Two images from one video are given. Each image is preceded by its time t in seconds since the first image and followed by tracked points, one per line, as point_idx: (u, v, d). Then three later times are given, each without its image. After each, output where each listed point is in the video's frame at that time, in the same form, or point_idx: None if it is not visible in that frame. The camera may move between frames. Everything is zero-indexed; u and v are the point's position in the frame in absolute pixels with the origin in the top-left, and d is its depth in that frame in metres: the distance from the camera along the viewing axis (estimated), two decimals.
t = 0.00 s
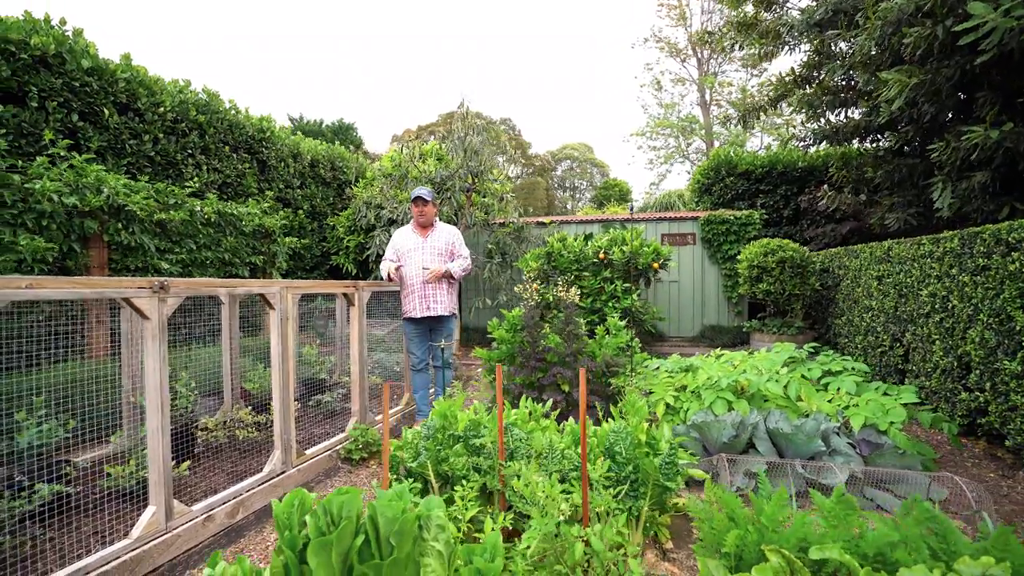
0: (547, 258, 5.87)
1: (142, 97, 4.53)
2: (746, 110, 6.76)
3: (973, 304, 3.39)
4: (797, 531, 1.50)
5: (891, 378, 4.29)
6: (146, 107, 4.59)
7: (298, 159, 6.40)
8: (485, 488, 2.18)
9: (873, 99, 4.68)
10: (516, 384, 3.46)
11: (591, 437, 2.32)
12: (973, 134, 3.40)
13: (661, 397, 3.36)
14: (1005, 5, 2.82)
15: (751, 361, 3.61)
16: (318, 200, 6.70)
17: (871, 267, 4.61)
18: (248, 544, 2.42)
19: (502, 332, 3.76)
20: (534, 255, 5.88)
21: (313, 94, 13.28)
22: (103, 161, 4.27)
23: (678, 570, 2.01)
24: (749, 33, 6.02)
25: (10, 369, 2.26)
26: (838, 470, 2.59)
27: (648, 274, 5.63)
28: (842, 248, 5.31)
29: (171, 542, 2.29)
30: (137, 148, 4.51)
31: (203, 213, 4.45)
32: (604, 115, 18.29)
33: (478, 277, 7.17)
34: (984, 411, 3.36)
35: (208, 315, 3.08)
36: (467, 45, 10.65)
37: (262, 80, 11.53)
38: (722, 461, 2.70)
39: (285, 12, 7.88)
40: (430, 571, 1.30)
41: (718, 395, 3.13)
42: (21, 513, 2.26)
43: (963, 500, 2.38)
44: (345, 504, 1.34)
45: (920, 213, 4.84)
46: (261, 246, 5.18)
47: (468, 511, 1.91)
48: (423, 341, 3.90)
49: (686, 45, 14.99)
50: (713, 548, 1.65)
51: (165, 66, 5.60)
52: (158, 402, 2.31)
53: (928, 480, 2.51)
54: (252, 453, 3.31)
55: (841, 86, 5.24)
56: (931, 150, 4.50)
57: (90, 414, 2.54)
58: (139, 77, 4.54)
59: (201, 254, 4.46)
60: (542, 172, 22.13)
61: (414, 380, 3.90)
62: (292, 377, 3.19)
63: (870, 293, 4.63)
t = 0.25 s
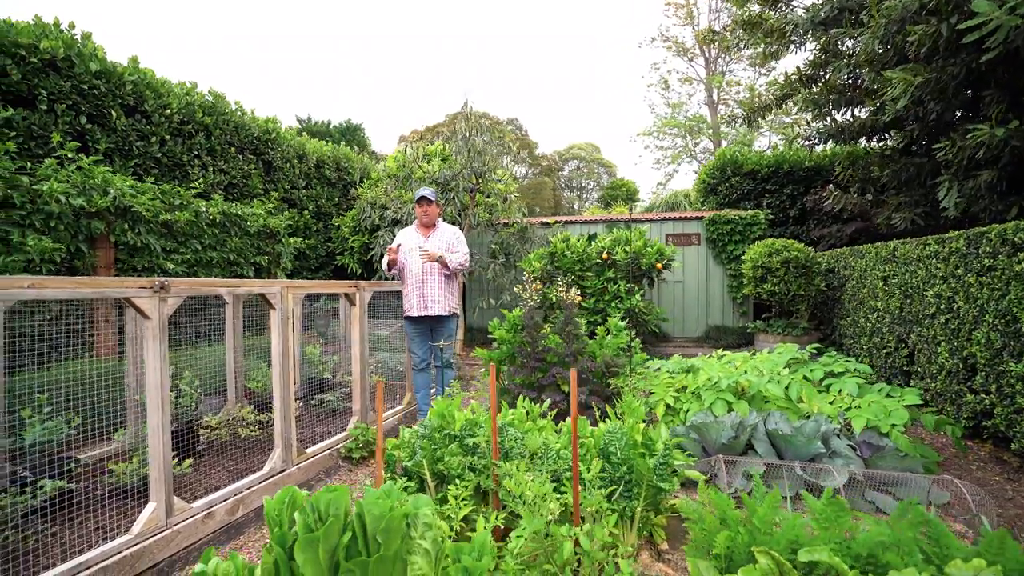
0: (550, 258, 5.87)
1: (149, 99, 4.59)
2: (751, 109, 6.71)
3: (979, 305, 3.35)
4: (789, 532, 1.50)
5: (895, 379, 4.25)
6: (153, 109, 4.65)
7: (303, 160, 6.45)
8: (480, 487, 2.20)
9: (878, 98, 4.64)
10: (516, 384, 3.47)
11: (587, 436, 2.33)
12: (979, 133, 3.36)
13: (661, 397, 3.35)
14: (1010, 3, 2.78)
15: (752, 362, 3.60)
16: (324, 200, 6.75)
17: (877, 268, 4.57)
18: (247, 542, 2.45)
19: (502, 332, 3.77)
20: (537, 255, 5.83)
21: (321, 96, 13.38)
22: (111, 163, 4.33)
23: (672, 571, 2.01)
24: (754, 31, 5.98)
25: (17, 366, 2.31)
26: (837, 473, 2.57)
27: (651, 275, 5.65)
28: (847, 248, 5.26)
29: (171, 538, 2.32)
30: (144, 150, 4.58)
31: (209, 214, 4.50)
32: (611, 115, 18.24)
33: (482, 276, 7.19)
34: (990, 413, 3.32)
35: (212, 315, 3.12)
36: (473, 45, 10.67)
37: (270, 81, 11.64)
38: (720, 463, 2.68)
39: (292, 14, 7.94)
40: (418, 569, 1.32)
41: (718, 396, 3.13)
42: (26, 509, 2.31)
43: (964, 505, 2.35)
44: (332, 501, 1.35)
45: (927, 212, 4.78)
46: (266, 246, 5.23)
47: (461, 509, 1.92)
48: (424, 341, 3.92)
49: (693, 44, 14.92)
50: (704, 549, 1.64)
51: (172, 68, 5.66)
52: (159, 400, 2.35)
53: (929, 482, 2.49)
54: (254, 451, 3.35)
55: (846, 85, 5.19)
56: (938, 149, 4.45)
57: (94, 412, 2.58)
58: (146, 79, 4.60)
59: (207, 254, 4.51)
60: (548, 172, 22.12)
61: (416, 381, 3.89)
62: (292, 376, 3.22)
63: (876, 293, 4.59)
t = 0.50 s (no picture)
0: (552, 258, 5.87)
1: (153, 101, 4.64)
2: (754, 108, 6.67)
3: (982, 305, 3.31)
4: (776, 532, 1.48)
5: (899, 380, 4.22)
6: (158, 110, 4.71)
7: (307, 161, 6.49)
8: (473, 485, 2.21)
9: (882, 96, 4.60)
10: (514, 384, 3.48)
11: (581, 435, 2.33)
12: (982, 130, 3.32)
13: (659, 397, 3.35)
14: None
15: (752, 362, 3.58)
16: (327, 200, 6.79)
17: (880, 267, 4.53)
18: (244, 538, 2.49)
19: (500, 331, 3.78)
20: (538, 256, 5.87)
21: (327, 97, 13.46)
22: (116, 164, 4.38)
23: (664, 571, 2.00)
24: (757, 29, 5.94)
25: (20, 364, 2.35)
26: (833, 475, 2.55)
27: (653, 274, 5.64)
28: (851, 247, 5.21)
29: (169, 535, 2.36)
30: (148, 151, 4.63)
31: (212, 214, 4.53)
32: (617, 114, 18.20)
33: (485, 276, 7.20)
34: (993, 414, 3.28)
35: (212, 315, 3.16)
36: (477, 45, 10.69)
37: (277, 83, 11.73)
38: (715, 463, 2.67)
39: (297, 16, 8.00)
40: (401, 566, 1.33)
41: (716, 396, 3.12)
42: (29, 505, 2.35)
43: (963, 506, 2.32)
44: (317, 499, 1.37)
45: (932, 211, 4.73)
46: (269, 246, 5.27)
47: (452, 507, 1.93)
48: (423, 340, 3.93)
49: (699, 43, 14.85)
50: (692, 549, 1.63)
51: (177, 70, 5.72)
52: (157, 398, 2.38)
53: (927, 483, 2.46)
54: (254, 449, 3.38)
55: (850, 82, 5.15)
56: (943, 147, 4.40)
57: (96, 410, 2.62)
58: (151, 81, 4.66)
59: (210, 254, 4.56)
60: (554, 172, 22.10)
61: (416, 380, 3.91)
62: (291, 375, 3.25)
63: (880, 293, 4.55)
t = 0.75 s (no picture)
0: (552, 259, 5.89)
1: (158, 105, 4.73)
2: (756, 107, 6.64)
3: (980, 305, 3.28)
4: (748, 531, 1.50)
5: (898, 381, 4.19)
6: (163, 115, 4.80)
7: (311, 163, 6.57)
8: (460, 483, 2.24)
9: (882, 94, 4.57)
10: (509, 384, 3.51)
11: (568, 435, 2.36)
12: (979, 129, 3.30)
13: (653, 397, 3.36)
14: None
15: (747, 362, 3.58)
16: (331, 202, 6.87)
17: (881, 267, 4.50)
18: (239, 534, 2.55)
19: (496, 332, 3.81)
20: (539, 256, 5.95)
21: (333, 99, 13.58)
22: (122, 168, 4.48)
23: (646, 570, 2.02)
24: (758, 28, 5.92)
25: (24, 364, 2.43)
26: (822, 477, 2.54)
27: (652, 275, 5.65)
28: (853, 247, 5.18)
29: (165, 530, 2.43)
30: (153, 155, 4.72)
31: (215, 217, 4.61)
32: (623, 114, 18.16)
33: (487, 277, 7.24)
34: (991, 416, 3.25)
35: (212, 316, 3.23)
36: (481, 47, 10.74)
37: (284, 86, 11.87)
38: (705, 463, 2.68)
39: (301, 20, 8.09)
40: (376, 561, 1.37)
41: (709, 397, 3.13)
42: (30, 500, 2.41)
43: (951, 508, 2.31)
44: (295, 495, 1.41)
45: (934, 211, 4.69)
46: (272, 247, 5.34)
47: (436, 504, 1.97)
48: (421, 339, 3.98)
49: (705, 42, 14.78)
50: (668, 548, 1.65)
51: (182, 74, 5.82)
52: (154, 398, 2.44)
53: (915, 483, 2.46)
54: (253, 448, 3.45)
55: (851, 81, 5.12)
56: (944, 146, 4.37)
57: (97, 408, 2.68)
58: (156, 86, 4.75)
59: (213, 255, 4.63)
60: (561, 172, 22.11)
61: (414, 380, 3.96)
62: (287, 375, 3.31)
63: (880, 293, 4.52)
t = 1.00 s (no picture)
0: (554, 260, 5.91)
1: (163, 108, 4.79)
2: (759, 106, 6.61)
3: (979, 307, 3.25)
4: (729, 531, 1.51)
5: (899, 382, 4.16)
6: (168, 117, 4.87)
7: (314, 164, 6.63)
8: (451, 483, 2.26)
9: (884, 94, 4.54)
10: (506, 384, 3.53)
11: (559, 435, 2.37)
12: (979, 129, 3.27)
13: (648, 398, 3.37)
14: None
15: (744, 364, 3.58)
16: (335, 203, 6.93)
17: (882, 268, 4.48)
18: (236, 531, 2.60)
19: (494, 333, 3.83)
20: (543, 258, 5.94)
21: (339, 100, 13.67)
22: (127, 170, 4.55)
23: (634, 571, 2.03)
24: (760, 28, 5.89)
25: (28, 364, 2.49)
26: (815, 479, 2.54)
27: (653, 275, 5.65)
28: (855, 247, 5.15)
29: (162, 526, 2.48)
30: (158, 157, 4.79)
31: (218, 218, 4.67)
32: (629, 113, 18.12)
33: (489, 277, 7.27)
34: (991, 418, 3.23)
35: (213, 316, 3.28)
36: (486, 47, 10.77)
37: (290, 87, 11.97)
38: (697, 464, 2.69)
39: (306, 23, 8.16)
40: (358, 557, 1.40)
41: (704, 398, 3.13)
42: (31, 497, 2.46)
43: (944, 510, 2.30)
44: (280, 493, 1.44)
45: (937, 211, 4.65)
46: (275, 248, 5.40)
47: (425, 503, 2.00)
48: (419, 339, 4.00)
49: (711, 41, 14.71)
50: (651, 549, 1.65)
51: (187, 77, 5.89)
52: (152, 397, 2.49)
53: (908, 485, 2.45)
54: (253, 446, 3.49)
55: (854, 80, 5.08)
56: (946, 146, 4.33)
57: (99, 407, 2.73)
58: (161, 89, 4.82)
59: (216, 256, 4.69)
60: (567, 172, 22.10)
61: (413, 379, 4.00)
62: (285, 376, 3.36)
63: (882, 294, 4.49)
